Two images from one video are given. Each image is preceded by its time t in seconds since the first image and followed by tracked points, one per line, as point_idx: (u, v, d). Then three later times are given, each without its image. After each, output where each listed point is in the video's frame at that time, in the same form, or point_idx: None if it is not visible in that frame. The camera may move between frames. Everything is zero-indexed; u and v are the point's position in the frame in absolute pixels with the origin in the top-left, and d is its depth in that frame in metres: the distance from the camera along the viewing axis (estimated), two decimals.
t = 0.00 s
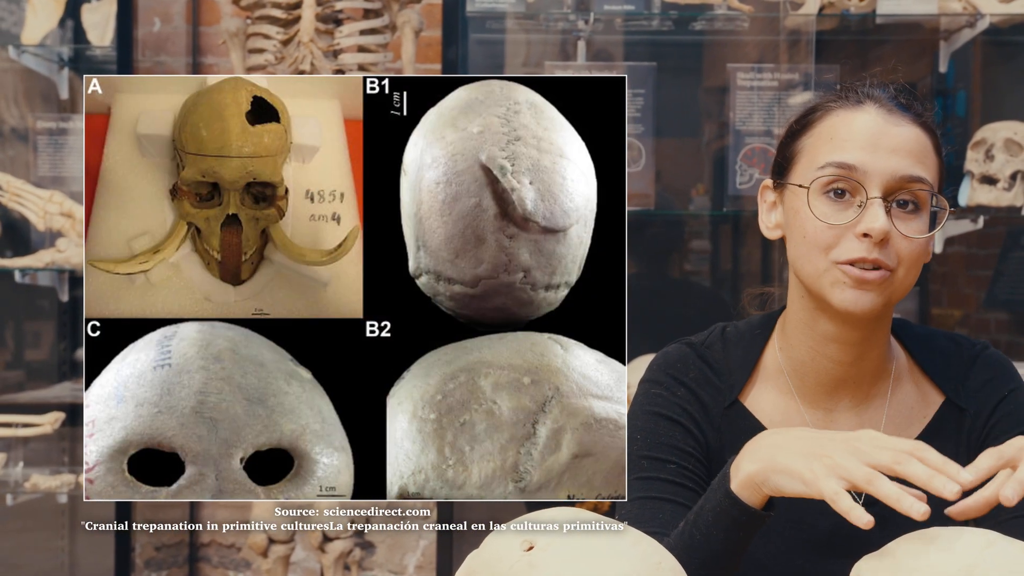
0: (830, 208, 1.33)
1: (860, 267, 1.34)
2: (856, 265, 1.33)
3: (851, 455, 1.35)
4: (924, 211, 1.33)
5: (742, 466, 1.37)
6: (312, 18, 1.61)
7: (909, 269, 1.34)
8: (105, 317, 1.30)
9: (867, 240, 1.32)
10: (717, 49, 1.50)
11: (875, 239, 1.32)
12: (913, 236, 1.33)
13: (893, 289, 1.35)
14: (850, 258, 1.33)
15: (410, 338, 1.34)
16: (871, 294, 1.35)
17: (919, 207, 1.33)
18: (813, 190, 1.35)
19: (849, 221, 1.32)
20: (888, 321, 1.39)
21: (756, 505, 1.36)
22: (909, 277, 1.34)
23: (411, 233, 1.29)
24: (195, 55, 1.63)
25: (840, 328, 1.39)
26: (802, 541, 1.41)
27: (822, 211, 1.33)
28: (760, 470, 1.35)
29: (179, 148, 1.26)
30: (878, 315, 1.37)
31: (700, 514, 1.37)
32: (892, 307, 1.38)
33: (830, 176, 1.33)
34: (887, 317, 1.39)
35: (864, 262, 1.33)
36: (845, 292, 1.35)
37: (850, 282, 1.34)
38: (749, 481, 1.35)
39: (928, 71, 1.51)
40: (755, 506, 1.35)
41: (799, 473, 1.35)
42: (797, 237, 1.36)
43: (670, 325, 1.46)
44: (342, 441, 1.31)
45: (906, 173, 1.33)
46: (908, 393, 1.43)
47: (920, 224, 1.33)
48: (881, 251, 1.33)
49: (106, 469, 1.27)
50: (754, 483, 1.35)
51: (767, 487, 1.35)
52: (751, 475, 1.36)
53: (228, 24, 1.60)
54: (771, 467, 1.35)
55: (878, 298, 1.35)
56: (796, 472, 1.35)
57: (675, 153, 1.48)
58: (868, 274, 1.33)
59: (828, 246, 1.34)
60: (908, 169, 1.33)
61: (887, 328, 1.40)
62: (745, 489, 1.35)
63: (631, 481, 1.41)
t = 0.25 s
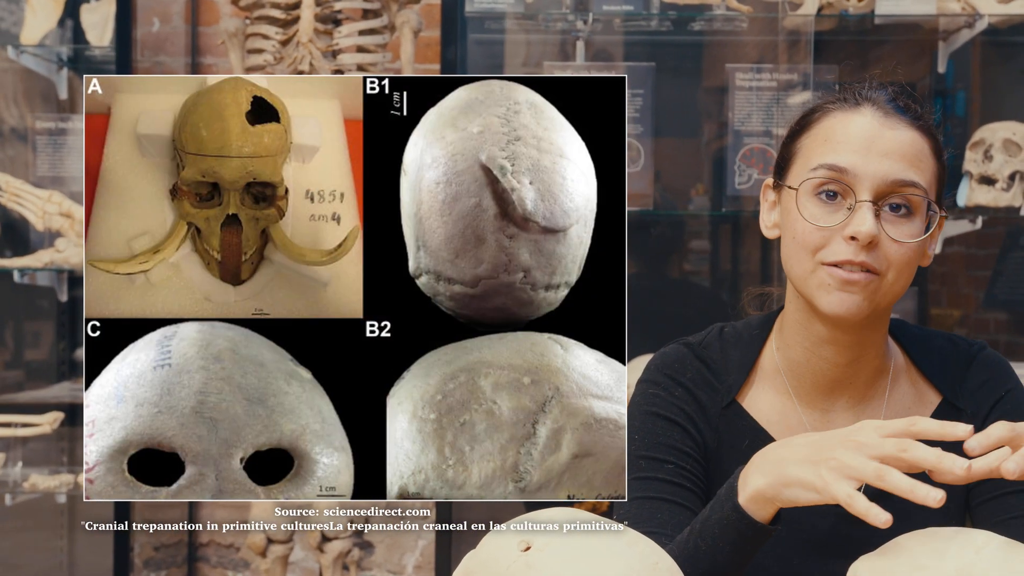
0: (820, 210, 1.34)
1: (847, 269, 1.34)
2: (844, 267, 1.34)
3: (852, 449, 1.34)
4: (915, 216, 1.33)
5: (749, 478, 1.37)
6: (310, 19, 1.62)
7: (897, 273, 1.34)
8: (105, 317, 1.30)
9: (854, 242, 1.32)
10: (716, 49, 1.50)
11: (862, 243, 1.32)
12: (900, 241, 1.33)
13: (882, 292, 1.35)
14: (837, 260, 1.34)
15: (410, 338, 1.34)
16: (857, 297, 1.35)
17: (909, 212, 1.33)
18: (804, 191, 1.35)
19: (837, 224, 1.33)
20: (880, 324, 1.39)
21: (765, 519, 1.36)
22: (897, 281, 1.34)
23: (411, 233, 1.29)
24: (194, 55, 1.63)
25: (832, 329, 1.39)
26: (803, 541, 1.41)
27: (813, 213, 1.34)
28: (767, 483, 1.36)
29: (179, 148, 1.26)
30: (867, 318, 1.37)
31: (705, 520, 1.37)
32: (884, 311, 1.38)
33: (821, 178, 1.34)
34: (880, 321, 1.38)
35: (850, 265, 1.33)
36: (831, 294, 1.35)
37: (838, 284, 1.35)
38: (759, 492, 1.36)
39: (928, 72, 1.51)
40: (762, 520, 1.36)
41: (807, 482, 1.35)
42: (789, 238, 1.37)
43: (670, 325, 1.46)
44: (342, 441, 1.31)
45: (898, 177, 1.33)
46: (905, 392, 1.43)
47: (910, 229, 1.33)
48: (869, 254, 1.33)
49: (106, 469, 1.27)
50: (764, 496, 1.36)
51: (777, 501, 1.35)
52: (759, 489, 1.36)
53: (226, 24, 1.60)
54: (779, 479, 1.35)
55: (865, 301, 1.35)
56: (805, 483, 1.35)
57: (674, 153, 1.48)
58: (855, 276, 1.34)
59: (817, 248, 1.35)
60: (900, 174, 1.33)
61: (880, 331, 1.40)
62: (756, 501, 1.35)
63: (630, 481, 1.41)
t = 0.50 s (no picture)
0: (810, 208, 1.37)
1: (837, 267, 1.37)
2: (833, 264, 1.37)
3: (843, 447, 1.38)
4: (905, 216, 1.36)
5: (744, 477, 1.39)
6: (309, 19, 1.64)
7: (886, 271, 1.37)
8: (105, 317, 1.30)
9: (842, 240, 1.36)
10: (716, 49, 1.50)
11: (850, 241, 1.36)
12: (890, 239, 1.36)
13: (871, 290, 1.38)
14: (827, 257, 1.37)
15: (410, 338, 1.34)
16: (847, 294, 1.38)
17: (899, 211, 1.36)
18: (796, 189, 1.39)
19: (827, 222, 1.36)
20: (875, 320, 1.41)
21: (762, 516, 1.38)
22: (886, 278, 1.37)
23: (411, 233, 1.29)
24: (193, 56, 1.60)
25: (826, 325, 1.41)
26: (802, 542, 1.41)
27: (804, 210, 1.37)
28: (763, 480, 1.38)
29: (179, 148, 1.26)
30: (858, 314, 1.40)
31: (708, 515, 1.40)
32: (877, 310, 1.40)
33: (812, 177, 1.37)
34: (875, 320, 1.40)
35: (839, 262, 1.37)
36: (822, 290, 1.38)
37: (828, 280, 1.38)
38: (754, 493, 1.38)
39: (928, 71, 1.50)
40: (759, 518, 1.38)
41: (796, 482, 1.38)
42: (781, 235, 1.41)
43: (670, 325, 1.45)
44: (342, 441, 1.31)
45: (889, 177, 1.36)
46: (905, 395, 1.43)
47: (900, 228, 1.36)
48: (857, 252, 1.36)
49: (107, 469, 1.27)
50: (759, 495, 1.38)
51: (773, 497, 1.38)
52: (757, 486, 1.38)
53: (225, 24, 1.60)
54: (771, 475, 1.39)
55: (854, 298, 1.38)
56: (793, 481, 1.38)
57: (673, 153, 1.48)
58: (844, 273, 1.37)
59: (807, 245, 1.38)
60: (890, 174, 1.36)
61: (876, 328, 1.41)
62: (751, 501, 1.38)
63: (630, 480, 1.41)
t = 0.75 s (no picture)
0: (801, 213, 1.40)
1: (830, 270, 1.39)
2: (827, 267, 1.39)
3: (847, 413, 1.37)
4: (895, 214, 1.38)
5: (780, 479, 1.40)
6: (309, 20, 1.64)
7: (882, 270, 1.40)
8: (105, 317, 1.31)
9: (833, 243, 1.38)
10: (716, 50, 1.50)
11: (840, 243, 1.38)
12: (884, 239, 1.38)
13: (866, 290, 1.40)
14: (820, 261, 1.39)
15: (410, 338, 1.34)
16: (841, 295, 1.40)
17: (889, 210, 1.38)
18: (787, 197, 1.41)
19: (817, 226, 1.39)
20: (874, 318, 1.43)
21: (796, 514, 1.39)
22: (881, 278, 1.40)
23: (411, 234, 1.29)
24: (193, 56, 1.59)
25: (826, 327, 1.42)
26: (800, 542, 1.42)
27: (795, 216, 1.40)
28: (797, 482, 1.39)
29: (179, 148, 1.26)
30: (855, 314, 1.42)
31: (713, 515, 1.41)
32: (876, 310, 1.42)
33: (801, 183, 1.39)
34: (875, 319, 1.42)
35: (833, 265, 1.39)
36: (818, 293, 1.40)
37: (821, 283, 1.40)
38: (794, 492, 1.39)
39: (927, 73, 1.51)
40: (793, 517, 1.39)
41: (834, 474, 1.38)
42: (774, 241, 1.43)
43: (670, 325, 1.45)
44: (342, 441, 1.31)
45: (877, 177, 1.38)
46: (907, 392, 1.43)
47: (890, 227, 1.39)
48: (849, 254, 1.39)
49: (107, 469, 1.28)
50: (799, 495, 1.39)
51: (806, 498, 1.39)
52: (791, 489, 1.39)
53: (225, 25, 1.60)
54: (805, 473, 1.39)
55: (849, 298, 1.40)
56: (827, 473, 1.38)
57: (672, 153, 1.48)
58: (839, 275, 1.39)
59: (800, 250, 1.40)
60: (879, 175, 1.38)
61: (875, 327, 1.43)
62: (790, 500, 1.39)
63: (630, 480, 1.41)
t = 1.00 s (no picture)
0: (785, 223, 1.33)
1: (819, 279, 1.32)
2: (815, 277, 1.32)
3: (915, 447, 1.30)
4: (882, 217, 1.29)
5: (846, 511, 1.34)
6: (310, 20, 1.63)
7: (871, 275, 1.30)
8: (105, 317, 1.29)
9: (819, 253, 1.31)
10: (716, 50, 1.51)
11: (827, 252, 1.30)
12: (870, 245, 1.29)
13: (857, 298, 1.33)
14: (808, 271, 1.33)
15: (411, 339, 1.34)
16: (832, 306, 1.33)
17: (876, 214, 1.29)
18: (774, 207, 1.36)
19: (802, 235, 1.32)
20: (868, 325, 1.37)
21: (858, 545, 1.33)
22: (872, 283, 1.31)
23: (411, 234, 1.28)
24: (194, 55, 1.65)
25: (822, 336, 1.38)
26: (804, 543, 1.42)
27: (781, 227, 1.34)
28: (865, 514, 1.33)
29: (179, 149, 1.27)
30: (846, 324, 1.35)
31: (713, 517, 1.44)
32: (872, 313, 1.35)
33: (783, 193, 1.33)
34: (872, 322, 1.37)
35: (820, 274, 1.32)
36: (806, 304, 1.34)
37: (812, 294, 1.33)
38: (863, 526, 1.33)
39: (927, 73, 1.54)
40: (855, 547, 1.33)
41: (903, 506, 1.32)
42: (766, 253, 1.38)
43: (663, 329, 1.50)
44: (343, 441, 1.31)
45: (859, 180, 1.29)
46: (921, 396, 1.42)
47: (877, 231, 1.29)
48: (837, 262, 1.31)
49: (107, 471, 1.27)
50: (867, 529, 1.33)
51: (870, 529, 1.33)
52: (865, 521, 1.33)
53: (226, 25, 1.60)
54: (874, 507, 1.33)
55: (839, 308, 1.33)
56: (899, 508, 1.32)
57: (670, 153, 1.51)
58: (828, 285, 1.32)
59: (788, 261, 1.34)
60: (861, 178, 1.30)
61: (871, 334, 1.38)
62: (857, 533, 1.33)
63: (631, 478, 1.38)
